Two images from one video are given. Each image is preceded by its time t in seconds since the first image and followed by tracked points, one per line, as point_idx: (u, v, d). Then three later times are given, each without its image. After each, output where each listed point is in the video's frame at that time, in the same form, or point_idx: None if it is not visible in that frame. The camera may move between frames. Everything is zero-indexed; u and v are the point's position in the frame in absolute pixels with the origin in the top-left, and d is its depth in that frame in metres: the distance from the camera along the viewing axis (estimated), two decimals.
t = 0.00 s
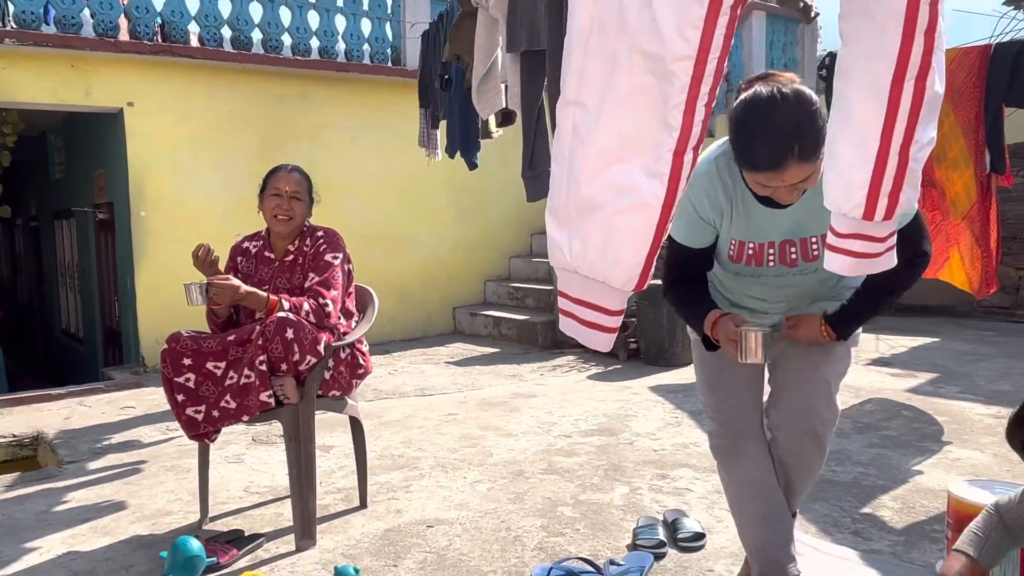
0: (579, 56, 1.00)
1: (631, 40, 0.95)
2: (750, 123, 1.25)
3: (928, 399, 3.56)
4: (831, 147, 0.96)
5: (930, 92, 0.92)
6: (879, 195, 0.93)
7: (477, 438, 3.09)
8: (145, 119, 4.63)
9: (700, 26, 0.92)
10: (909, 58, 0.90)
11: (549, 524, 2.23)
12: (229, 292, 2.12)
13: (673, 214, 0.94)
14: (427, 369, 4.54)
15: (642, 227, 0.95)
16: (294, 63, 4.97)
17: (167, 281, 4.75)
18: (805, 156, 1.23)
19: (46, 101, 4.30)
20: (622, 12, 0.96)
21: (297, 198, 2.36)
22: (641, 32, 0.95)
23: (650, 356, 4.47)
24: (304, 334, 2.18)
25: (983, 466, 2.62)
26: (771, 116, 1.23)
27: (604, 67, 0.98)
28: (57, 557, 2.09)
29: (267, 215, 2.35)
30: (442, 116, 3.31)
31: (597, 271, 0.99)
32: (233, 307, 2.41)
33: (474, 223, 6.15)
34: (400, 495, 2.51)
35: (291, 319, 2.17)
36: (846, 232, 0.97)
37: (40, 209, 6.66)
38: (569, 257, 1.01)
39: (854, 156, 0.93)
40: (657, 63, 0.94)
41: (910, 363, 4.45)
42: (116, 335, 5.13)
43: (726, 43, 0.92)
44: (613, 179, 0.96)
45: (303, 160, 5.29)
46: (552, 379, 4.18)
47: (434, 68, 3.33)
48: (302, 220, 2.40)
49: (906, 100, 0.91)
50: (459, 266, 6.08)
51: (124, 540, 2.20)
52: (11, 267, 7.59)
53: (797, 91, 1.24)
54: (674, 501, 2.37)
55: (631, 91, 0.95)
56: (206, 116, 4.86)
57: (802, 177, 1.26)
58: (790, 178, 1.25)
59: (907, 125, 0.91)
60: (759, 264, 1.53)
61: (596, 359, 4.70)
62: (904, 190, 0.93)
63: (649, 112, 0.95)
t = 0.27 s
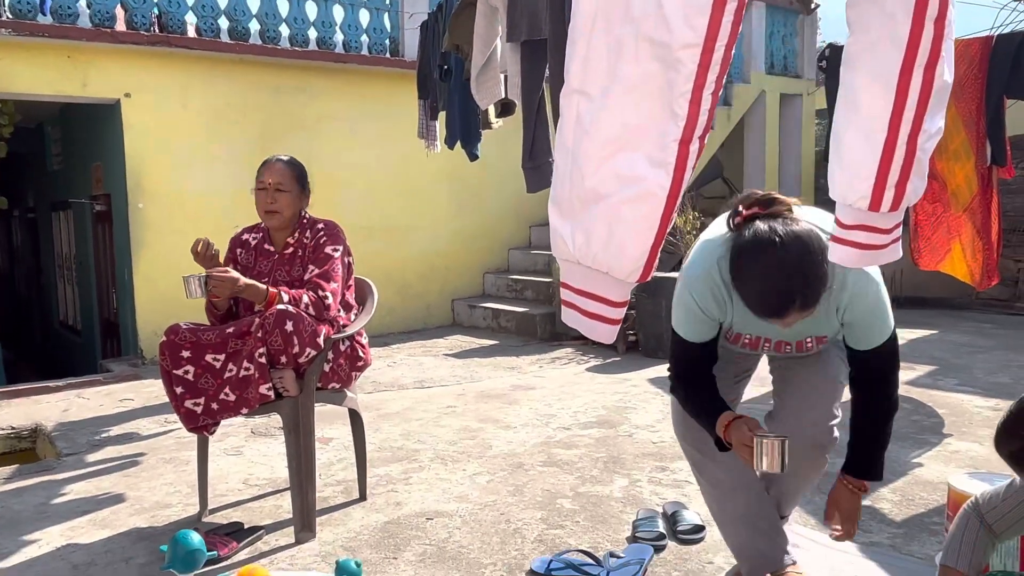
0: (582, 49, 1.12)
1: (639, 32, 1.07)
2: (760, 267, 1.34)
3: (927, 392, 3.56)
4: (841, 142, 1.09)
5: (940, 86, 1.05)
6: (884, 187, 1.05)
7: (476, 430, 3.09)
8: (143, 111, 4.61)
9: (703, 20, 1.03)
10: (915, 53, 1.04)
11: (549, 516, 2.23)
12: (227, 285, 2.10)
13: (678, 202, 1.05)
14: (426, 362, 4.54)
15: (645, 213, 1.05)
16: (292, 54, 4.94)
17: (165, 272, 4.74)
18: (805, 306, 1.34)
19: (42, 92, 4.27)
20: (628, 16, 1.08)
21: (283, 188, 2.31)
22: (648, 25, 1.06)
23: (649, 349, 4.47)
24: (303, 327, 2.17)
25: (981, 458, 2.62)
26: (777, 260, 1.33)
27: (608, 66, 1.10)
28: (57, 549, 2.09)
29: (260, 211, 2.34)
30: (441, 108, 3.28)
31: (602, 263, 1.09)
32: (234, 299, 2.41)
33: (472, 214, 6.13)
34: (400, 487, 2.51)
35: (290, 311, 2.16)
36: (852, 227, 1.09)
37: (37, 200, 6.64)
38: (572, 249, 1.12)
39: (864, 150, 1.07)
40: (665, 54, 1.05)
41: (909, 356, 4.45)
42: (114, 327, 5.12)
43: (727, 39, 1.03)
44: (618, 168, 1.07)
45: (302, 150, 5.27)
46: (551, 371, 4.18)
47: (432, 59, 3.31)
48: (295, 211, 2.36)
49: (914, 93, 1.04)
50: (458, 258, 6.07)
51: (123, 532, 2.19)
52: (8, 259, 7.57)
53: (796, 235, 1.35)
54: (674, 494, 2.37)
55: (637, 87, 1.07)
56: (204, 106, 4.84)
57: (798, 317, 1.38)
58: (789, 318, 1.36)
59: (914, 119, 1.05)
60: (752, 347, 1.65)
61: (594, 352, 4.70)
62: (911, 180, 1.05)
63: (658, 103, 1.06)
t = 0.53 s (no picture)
0: (577, 44, 1.13)
1: (634, 27, 1.07)
2: (751, 353, 1.34)
3: (926, 385, 3.56)
4: (848, 138, 1.24)
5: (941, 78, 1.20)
6: (885, 182, 1.21)
7: (475, 423, 3.09)
8: (142, 102, 4.59)
9: (699, 12, 1.03)
10: (916, 49, 1.19)
11: (547, 509, 2.23)
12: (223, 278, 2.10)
13: (673, 197, 1.04)
14: (426, 354, 4.54)
15: (640, 209, 1.04)
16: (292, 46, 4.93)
17: (164, 264, 4.74)
18: (790, 392, 1.35)
19: (41, 83, 4.26)
20: (624, 11, 1.08)
21: (264, 182, 2.27)
22: (643, 19, 1.07)
23: (649, 341, 4.47)
24: (300, 320, 2.16)
25: (980, 451, 2.62)
26: (769, 350, 1.33)
27: (606, 60, 1.10)
28: (55, 542, 2.09)
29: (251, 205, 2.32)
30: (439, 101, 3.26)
31: (598, 260, 1.08)
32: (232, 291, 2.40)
33: (472, 207, 6.11)
34: (398, 480, 2.51)
35: (288, 304, 2.15)
36: (852, 221, 1.25)
37: (37, 192, 6.63)
38: (568, 245, 1.11)
39: (868, 145, 1.22)
40: (661, 46, 1.05)
41: (909, 349, 4.45)
42: (113, 319, 5.13)
43: (723, 31, 1.03)
44: (613, 163, 1.07)
45: (301, 142, 5.25)
46: (550, 363, 4.18)
47: (432, 50, 3.28)
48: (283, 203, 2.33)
49: (913, 91, 1.19)
50: (458, 251, 6.05)
51: (121, 525, 2.20)
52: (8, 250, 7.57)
53: (785, 323, 1.35)
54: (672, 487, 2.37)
55: (633, 80, 1.07)
56: (204, 98, 4.82)
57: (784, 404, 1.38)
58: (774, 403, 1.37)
59: (913, 113, 1.19)
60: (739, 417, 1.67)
61: (594, 344, 4.70)
62: (910, 174, 1.20)
63: (652, 96, 1.05)
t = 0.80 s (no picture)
0: (589, 24, 1.14)
1: (648, 6, 1.08)
2: (755, 361, 1.36)
3: (933, 380, 3.54)
4: (869, 123, 1.27)
5: (965, 58, 1.23)
6: (908, 166, 1.24)
7: (478, 417, 3.08)
8: (146, 95, 4.59)
9: None
10: (941, 29, 1.21)
11: (551, 503, 2.22)
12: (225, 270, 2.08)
13: (687, 180, 1.05)
14: (428, 348, 4.53)
15: (654, 194, 1.06)
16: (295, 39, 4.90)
17: (168, 258, 4.73)
18: (780, 390, 1.36)
19: (44, 76, 4.25)
20: None
21: (268, 173, 2.26)
22: None
23: (653, 336, 4.45)
24: (303, 314, 2.15)
25: (987, 447, 2.60)
26: (774, 358, 1.35)
27: (618, 43, 1.11)
28: (58, 535, 2.08)
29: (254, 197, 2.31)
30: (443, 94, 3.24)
31: (609, 248, 1.10)
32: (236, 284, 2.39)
33: (475, 201, 6.10)
34: (401, 474, 2.50)
35: (291, 297, 2.14)
36: (873, 208, 1.28)
37: (39, 185, 6.63)
38: (579, 235, 1.13)
39: (888, 130, 1.25)
40: (676, 28, 1.06)
41: (914, 343, 4.43)
42: (116, 313, 5.13)
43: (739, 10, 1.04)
44: (627, 148, 1.08)
45: (303, 136, 5.24)
46: (554, 358, 4.17)
47: (435, 42, 3.26)
48: (285, 196, 2.31)
49: (935, 69, 1.22)
50: (461, 245, 6.04)
51: (124, 518, 2.19)
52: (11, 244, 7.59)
53: (784, 328, 1.38)
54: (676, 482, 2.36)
55: (647, 61, 1.08)
56: (208, 90, 4.81)
57: (779, 406, 1.38)
58: (766, 405, 1.38)
59: (938, 98, 1.23)
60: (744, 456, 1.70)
61: (598, 339, 4.68)
62: (934, 160, 1.25)
63: (668, 77, 1.07)
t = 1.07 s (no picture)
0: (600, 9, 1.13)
1: None
2: (731, 356, 1.42)
3: (942, 376, 3.51)
4: (886, 111, 1.35)
5: (983, 39, 1.27)
6: (925, 152, 1.32)
7: (484, 412, 3.07)
8: (152, 90, 4.59)
9: None
10: (959, 14, 1.26)
11: (557, 499, 2.21)
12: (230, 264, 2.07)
13: (701, 166, 1.04)
14: (433, 344, 4.52)
15: (668, 181, 1.05)
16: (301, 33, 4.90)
17: (174, 253, 4.74)
18: (751, 382, 1.41)
19: (51, 71, 4.25)
20: None
21: (268, 168, 2.25)
22: None
23: (659, 331, 4.43)
24: (307, 310, 2.14)
25: (996, 443, 2.58)
26: (748, 355, 1.41)
27: (631, 28, 1.10)
28: (63, 529, 2.08)
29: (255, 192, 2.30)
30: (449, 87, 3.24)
31: (620, 237, 1.09)
32: (241, 279, 2.38)
33: (481, 196, 6.08)
34: (407, 470, 2.50)
35: (297, 291, 2.13)
36: (886, 196, 1.38)
37: (46, 181, 6.64)
38: (590, 224, 1.12)
39: (904, 117, 1.33)
40: (689, 12, 1.05)
41: (922, 339, 4.40)
42: (122, 308, 5.13)
43: None
44: (640, 135, 1.07)
45: (308, 132, 5.22)
46: (560, 353, 4.16)
47: (441, 35, 3.24)
48: (286, 189, 2.29)
49: (951, 54, 1.28)
50: (467, 241, 6.03)
51: (130, 512, 2.19)
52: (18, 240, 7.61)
53: (760, 326, 1.44)
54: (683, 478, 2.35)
55: (660, 46, 1.07)
56: (214, 85, 4.81)
57: (754, 399, 1.44)
58: (740, 397, 1.44)
59: (954, 85, 1.30)
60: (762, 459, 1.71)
61: (604, 335, 4.66)
62: (950, 145, 1.32)
63: (682, 61, 1.06)
